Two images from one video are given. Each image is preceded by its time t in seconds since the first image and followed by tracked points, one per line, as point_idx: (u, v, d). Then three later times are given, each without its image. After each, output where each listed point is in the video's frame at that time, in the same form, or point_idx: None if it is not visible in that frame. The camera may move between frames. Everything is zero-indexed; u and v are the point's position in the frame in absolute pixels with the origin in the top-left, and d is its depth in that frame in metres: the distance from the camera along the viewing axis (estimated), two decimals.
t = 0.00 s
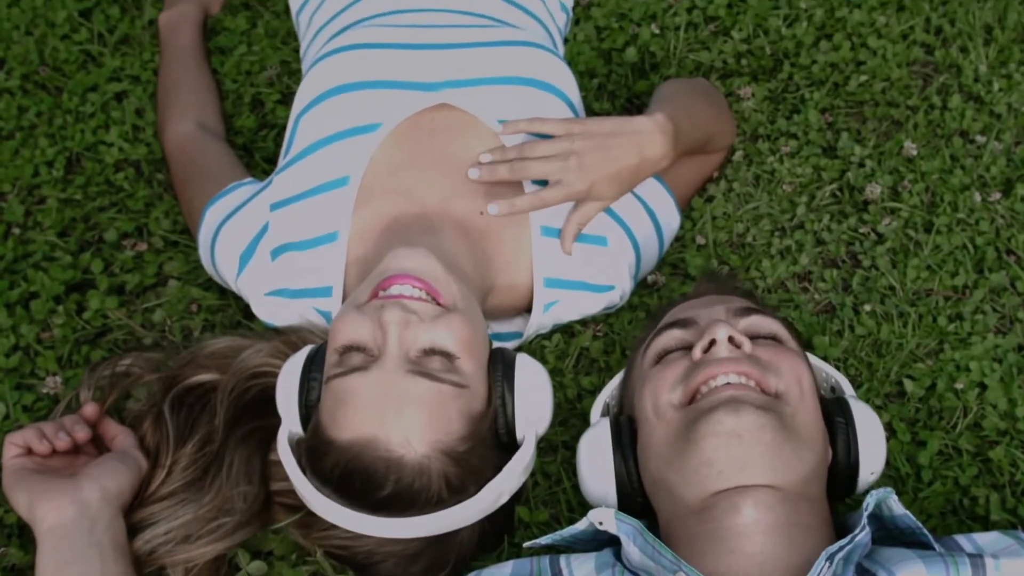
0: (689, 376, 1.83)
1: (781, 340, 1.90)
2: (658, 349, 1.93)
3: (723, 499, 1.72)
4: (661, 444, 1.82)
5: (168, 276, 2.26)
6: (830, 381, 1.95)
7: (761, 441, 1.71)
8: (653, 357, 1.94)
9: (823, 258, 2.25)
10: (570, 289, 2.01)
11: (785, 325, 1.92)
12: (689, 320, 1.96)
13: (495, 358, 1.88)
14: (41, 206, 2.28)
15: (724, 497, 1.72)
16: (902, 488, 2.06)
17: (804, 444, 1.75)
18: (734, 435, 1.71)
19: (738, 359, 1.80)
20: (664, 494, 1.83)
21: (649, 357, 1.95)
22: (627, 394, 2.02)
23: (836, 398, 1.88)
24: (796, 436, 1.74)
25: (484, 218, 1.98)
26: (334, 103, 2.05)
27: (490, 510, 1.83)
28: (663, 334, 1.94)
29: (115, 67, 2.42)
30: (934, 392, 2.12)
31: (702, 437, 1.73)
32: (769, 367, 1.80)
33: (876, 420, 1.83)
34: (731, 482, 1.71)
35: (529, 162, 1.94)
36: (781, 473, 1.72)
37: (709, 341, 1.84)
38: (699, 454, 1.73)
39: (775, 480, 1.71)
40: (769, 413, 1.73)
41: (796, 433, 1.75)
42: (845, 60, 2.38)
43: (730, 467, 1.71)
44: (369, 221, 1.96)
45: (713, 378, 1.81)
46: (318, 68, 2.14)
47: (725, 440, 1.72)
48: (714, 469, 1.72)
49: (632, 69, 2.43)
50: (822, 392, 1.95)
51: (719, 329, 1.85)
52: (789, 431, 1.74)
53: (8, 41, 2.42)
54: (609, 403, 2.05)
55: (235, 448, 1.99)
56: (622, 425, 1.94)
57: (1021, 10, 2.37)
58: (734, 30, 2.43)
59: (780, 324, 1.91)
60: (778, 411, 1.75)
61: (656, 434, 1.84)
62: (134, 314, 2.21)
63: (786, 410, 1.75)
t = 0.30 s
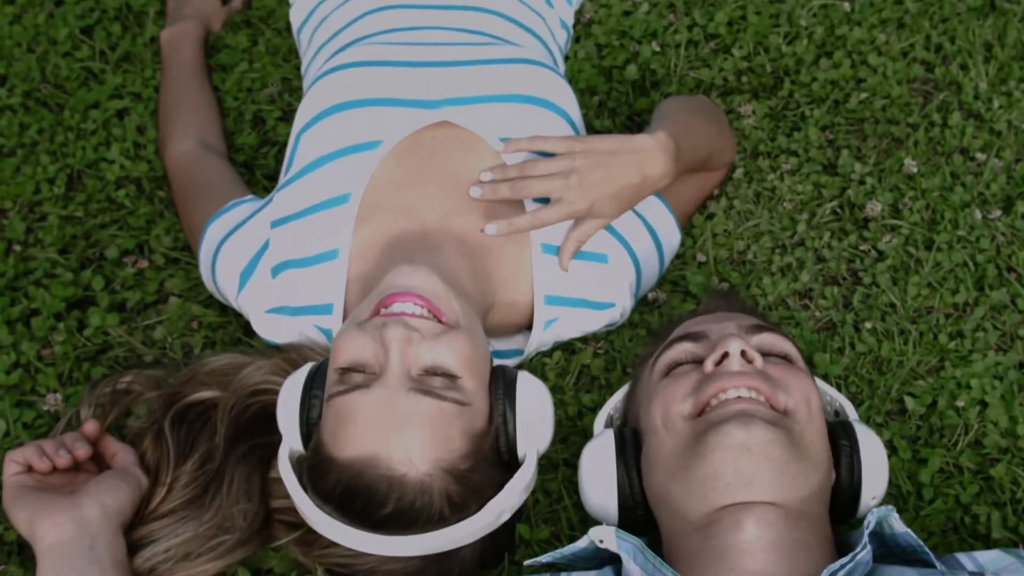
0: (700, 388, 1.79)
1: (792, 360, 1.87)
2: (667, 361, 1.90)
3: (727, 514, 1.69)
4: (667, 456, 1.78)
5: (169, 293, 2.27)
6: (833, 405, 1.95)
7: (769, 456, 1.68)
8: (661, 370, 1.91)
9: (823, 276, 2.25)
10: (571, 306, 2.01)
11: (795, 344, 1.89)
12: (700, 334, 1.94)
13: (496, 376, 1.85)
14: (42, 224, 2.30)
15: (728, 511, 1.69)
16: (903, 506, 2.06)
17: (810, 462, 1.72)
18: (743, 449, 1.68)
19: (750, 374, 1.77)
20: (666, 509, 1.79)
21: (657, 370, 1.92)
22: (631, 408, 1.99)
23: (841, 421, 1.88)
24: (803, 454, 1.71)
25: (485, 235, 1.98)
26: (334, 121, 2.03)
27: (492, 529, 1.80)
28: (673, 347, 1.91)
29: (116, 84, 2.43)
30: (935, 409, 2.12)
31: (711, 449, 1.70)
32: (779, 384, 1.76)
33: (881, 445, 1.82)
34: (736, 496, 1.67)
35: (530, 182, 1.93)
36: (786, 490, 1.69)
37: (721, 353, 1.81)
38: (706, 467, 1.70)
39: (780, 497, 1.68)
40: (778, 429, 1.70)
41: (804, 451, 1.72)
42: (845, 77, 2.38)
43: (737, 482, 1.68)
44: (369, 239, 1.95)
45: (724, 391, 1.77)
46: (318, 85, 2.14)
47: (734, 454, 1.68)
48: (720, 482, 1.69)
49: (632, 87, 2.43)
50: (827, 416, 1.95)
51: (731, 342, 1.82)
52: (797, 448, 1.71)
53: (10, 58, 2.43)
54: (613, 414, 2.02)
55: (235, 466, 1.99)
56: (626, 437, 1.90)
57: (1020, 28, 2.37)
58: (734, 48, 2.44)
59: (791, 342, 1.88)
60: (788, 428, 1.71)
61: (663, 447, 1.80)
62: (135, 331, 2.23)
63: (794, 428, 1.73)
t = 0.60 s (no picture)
0: (710, 407, 1.77)
1: (798, 380, 1.86)
2: (675, 378, 1.90)
3: (731, 532, 1.66)
4: (674, 473, 1.75)
5: (169, 308, 2.28)
6: (836, 423, 1.95)
7: (777, 477, 1.65)
8: (668, 387, 1.90)
9: (823, 291, 2.26)
10: (570, 321, 2.01)
11: (802, 363, 1.88)
12: (709, 352, 1.93)
13: (498, 393, 1.83)
14: (42, 239, 2.31)
15: (732, 530, 1.66)
16: (903, 521, 2.06)
17: (815, 482, 1.70)
18: (752, 470, 1.65)
19: (760, 394, 1.75)
20: (669, 525, 1.77)
21: (664, 386, 1.91)
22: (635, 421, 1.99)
23: (843, 441, 1.87)
24: (810, 475, 1.69)
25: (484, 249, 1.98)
26: (336, 135, 2.02)
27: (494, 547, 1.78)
28: (681, 364, 1.91)
29: (117, 99, 2.43)
30: (935, 425, 2.13)
31: (719, 468, 1.67)
32: (788, 405, 1.75)
33: (881, 462, 1.82)
34: (742, 516, 1.65)
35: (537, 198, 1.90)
36: (791, 510, 1.66)
37: (732, 372, 1.79)
38: (713, 485, 1.67)
39: (785, 517, 1.66)
40: (788, 450, 1.67)
41: (811, 472, 1.70)
42: (845, 92, 2.39)
43: (744, 501, 1.65)
44: (371, 254, 1.95)
45: (733, 411, 1.75)
46: (318, 99, 2.13)
47: (743, 474, 1.65)
48: (727, 501, 1.66)
49: (632, 102, 2.44)
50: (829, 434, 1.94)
51: (743, 361, 1.80)
52: (804, 469, 1.68)
53: (10, 73, 2.44)
54: (614, 428, 2.02)
55: (235, 481, 1.98)
56: (630, 452, 1.89)
57: (1020, 43, 2.38)
58: (734, 63, 2.44)
59: (798, 362, 1.88)
60: (796, 449, 1.69)
61: (669, 464, 1.78)
62: (135, 346, 2.25)
63: (802, 448, 1.70)
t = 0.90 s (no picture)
0: (699, 421, 1.75)
1: (788, 391, 1.84)
2: (665, 396, 1.88)
3: (726, 547, 1.63)
4: (667, 489, 1.73)
5: (169, 323, 2.29)
6: (833, 434, 1.93)
7: (767, 488, 1.62)
8: (659, 405, 1.88)
9: (823, 306, 2.26)
10: (569, 337, 2.01)
11: (792, 375, 1.86)
12: (698, 367, 1.91)
13: (501, 410, 1.83)
14: (42, 254, 2.31)
15: (727, 544, 1.63)
16: (904, 538, 2.05)
17: (808, 493, 1.67)
18: (742, 481, 1.62)
19: (747, 406, 1.73)
20: (667, 543, 1.74)
21: (655, 404, 1.89)
22: (630, 441, 1.98)
23: (840, 450, 1.85)
24: (802, 486, 1.66)
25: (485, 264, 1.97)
26: (336, 151, 2.03)
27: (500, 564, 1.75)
28: (670, 381, 1.89)
29: (118, 114, 2.44)
30: (936, 441, 2.12)
31: (709, 481, 1.64)
32: (776, 415, 1.72)
33: (878, 472, 1.80)
34: (736, 529, 1.62)
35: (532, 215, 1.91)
36: (786, 521, 1.63)
37: (719, 386, 1.77)
38: (705, 499, 1.65)
39: (780, 528, 1.62)
40: (777, 460, 1.65)
41: (803, 482, 1.67)
42: (845, 108, 2.39)
43: (736, 514, 1.62)
44: (371, 269, 1.95)
45: (722, 424, 1.73)
46: (319, 114, 2.13)
47: (732, 486, 1.63)
48: (719, 515, 1.63)
49: (632, 117, 2.44)
50: (826, 445, 1.93)
51: (729, 373, 1.78)
52: (796, 480, 1.66)
53: (11, 88, 2.44)
54: (612, 447, 2.00)
55: (235, 496, 1.97)
56: (626, 471, 1.87)
57: (1019, 59, 2.38)
58: (734, 79, 2.44)
59: (787, 374, 1.86)
60: (786, 460, 1.66)
61: (662, 481, 1.76)
62: (135, 361, 2.25)
63: (793, 459, 1.68)
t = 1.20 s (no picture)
0: (693, 444, 1.75)
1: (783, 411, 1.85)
2: (660, 417, 1.88)
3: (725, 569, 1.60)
4: (663, 512, 1.72)
5: (168, 340, 2.29)
6: (832, 449, 1.92)
7: (764, 509, 1.61)
8: (655, 426, 1.88)
9: (824, 323, 2.26)
10: (569, 354, 2.00)
11: (787, 395, 1.87)
12: (692, 388, 1.91)
13: (499, 426, 1.80)
14: (42, 269, 2.32)
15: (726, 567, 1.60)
16: (904, 556, 2.05)
17: (806, 512, 1.66)
18: (737, 502, 1.61)
19: (741, 427, 1.73)
20: (665, 565, 1.72)
21: (651, 425, 1.89)
22: (628, 460, 1.97)
23: (838, 467, 1.83)
24: (799, 505, 1.65)
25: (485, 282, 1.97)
26: (337, 169, 2.03)
27: None
28: (665, 403, 1.89)
29: (118, 130, 2.44)
30: (936, 458, 2.12)
31: (704, 503, 1.64)
32: (771, 436, 1.73)
33: (878, 487, 1.78)
34: (734, 551, 1.59)
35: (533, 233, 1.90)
36: (784, 540, 1.61)
37: (713, 408, 1.77)
38: (701, 522, 1.63)
39: (779, 548, 1.60)
40: (772, 481, 1.64)
41: (800, 503, 1.66)
42: (845, 124, 2.39)
43: (734, 535, 1.60)
44: (370, 286, 1.94)
45: (716, 446, 1.73)
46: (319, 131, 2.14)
47: (728, 508, 1.62)
48: (716, 537, 1.61)
49: (633, 134, 2.44)
50: (825, 460, 1.92)
51: (722, 396, 1.79)
52: (792, 500, 1.65)
53: (12, 104, 2.45)
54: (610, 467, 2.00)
55: (235, 514, 1.96)
56: (623, 493, 1.86)
57: (1019, 75, 2.39)
58: (734, 95, 2.45)
59: (782, 393, 1.86)
60: (782, 480, 1.66)
61: (658, 504, 1.75)
62: (134, 378, 2.26)
63: (789, 478, 1.68)
